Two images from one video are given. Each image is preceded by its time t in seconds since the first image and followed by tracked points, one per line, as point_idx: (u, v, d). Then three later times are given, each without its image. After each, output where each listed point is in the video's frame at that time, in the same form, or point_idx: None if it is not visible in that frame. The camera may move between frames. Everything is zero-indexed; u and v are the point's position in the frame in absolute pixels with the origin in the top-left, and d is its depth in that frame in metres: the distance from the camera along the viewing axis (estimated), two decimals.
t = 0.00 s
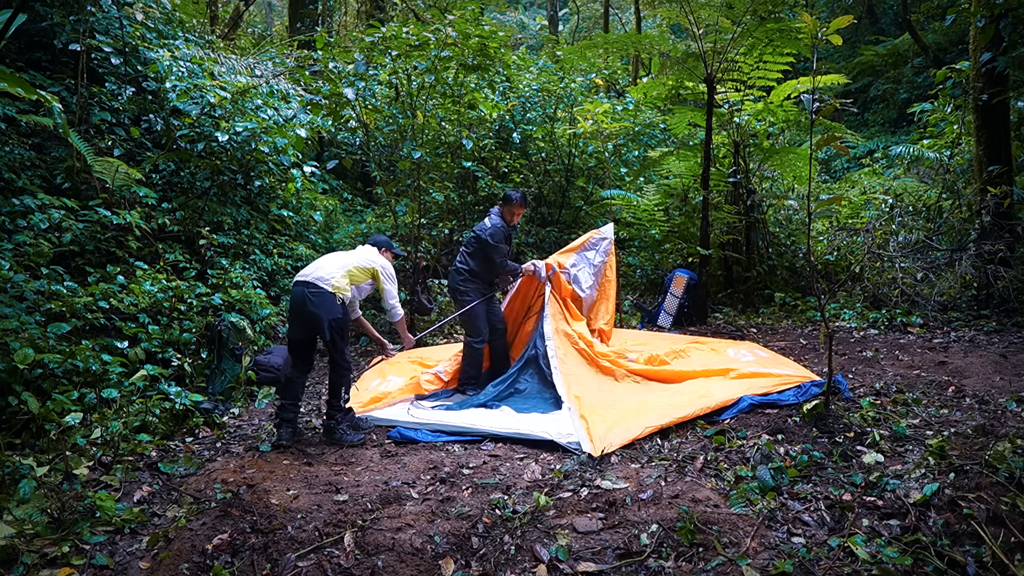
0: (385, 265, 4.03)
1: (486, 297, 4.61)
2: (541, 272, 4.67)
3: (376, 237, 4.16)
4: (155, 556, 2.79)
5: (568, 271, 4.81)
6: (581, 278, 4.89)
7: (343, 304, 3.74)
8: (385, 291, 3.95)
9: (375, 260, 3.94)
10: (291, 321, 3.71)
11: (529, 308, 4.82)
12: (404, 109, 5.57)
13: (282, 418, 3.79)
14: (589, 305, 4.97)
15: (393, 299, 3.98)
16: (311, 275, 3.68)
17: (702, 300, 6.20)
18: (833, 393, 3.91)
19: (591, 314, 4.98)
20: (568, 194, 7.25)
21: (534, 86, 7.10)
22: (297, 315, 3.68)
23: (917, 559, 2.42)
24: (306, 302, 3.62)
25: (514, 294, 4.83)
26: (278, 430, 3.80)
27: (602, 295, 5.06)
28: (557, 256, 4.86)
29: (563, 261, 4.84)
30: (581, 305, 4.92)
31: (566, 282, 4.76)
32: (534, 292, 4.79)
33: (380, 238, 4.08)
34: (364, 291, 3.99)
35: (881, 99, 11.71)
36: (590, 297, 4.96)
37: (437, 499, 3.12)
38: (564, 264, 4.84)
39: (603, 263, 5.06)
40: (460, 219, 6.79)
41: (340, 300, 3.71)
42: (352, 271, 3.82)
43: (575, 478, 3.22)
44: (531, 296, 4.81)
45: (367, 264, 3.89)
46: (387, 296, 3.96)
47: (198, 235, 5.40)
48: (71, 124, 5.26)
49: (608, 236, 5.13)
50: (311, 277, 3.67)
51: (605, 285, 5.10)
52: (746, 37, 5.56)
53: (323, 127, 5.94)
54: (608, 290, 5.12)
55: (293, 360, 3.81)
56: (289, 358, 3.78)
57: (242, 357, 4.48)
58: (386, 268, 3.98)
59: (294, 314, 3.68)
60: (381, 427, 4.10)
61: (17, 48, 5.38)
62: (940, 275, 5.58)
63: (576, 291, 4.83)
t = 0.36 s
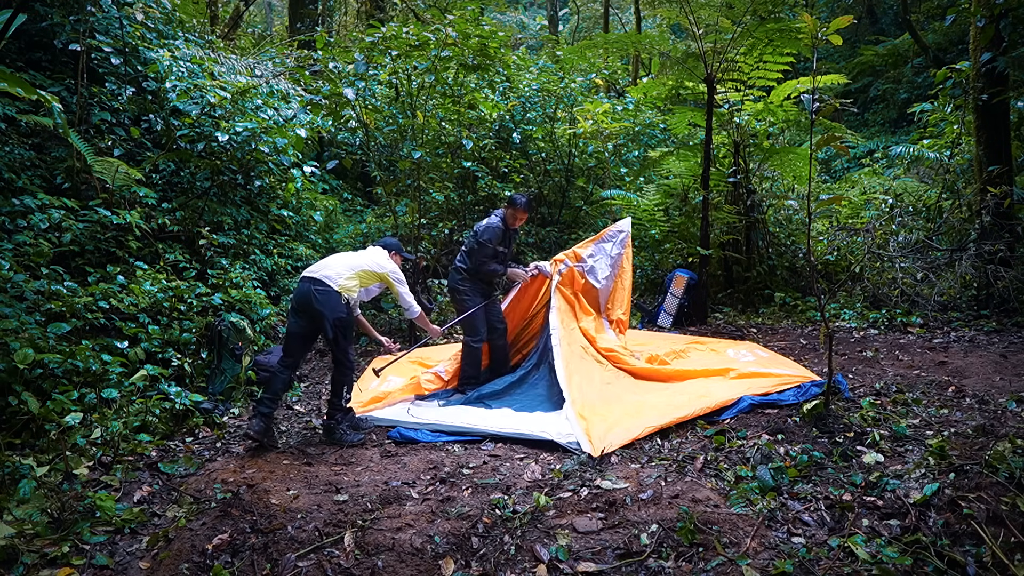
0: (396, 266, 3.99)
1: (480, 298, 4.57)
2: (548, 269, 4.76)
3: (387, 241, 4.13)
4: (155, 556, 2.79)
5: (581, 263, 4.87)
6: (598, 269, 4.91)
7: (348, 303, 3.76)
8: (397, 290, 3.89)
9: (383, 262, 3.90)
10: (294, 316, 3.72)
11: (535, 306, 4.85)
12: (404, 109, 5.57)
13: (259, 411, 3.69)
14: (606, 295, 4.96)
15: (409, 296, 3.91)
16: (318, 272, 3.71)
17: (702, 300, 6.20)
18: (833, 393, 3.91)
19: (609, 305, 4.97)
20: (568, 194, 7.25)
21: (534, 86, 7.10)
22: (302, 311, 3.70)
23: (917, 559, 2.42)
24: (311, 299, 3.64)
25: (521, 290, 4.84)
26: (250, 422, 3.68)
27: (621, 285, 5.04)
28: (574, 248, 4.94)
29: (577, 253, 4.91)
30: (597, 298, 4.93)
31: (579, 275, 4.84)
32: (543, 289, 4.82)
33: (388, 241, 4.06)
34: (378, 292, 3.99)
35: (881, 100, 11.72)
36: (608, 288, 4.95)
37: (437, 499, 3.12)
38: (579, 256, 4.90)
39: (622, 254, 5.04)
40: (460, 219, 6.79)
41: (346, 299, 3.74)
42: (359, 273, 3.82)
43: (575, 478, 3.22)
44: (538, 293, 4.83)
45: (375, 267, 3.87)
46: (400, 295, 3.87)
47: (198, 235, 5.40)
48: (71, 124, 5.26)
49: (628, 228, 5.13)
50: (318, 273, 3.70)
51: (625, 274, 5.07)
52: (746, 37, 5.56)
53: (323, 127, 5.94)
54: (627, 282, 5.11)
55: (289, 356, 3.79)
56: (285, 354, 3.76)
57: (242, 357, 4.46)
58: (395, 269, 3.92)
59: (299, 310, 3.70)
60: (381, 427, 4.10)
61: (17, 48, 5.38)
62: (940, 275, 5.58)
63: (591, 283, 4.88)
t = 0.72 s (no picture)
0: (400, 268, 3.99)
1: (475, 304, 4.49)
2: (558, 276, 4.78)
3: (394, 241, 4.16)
4: (155, 556, 2.79)
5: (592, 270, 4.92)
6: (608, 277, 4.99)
7: (353, 303, 3.77)
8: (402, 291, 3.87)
9: (388, 262, 3.88)
10: (300, 313, 3.74)
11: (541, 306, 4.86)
12: (404, 109, 5.57)
13: (259, 408, 3.68)
14: (615, 303, 5.06)
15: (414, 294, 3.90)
16: (326, 271, 3.73)
17: (702, 300, 6.20)
18: (833, 393, 3.91)
19: (618, 313, 5.07)
20: (568, 194, 7.25)
21: (534, 86, 7.10)
22: (308, 309, 3.72)
23: (917, 559, 2.42)
24: (318, 298, 3.66)
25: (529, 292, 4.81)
26: (251, 420, 3.67)
27: (627, 292, 5.19)
28: (583, 256, 4.97)
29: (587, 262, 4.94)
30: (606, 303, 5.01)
31: (588, 282, 4.88)
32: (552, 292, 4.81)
33: (390, 243, 4.06)
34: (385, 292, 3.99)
35: (881, 100, 11.72)
36: (616, 295, 5.06)
37: (437, 499, 3.12)
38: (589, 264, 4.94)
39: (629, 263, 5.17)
40: (460, 219, 6.80)
41: (353, 299, 3.76)
42: (366, 272, 3.81)
43: (575, 478, 3.22)
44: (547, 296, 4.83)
45: (382, 266, 3.84)
46: (406, 295, 3.86)
47: (198, 235, 5.41)
48: (71, 124, 5.26)
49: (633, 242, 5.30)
50: (327, 272, 3.72)
51: (633, 283, 5.27)
52: (746, 37, 5.56)
53: (323, 127, 5.93)
54: (632, 289, 5.26)
55: (291, 354, 3.77)
56: (288, 351, 3.74)
57: (242, 357, 4.46)
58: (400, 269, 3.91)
59: (305, 307, 3.72)
60: (381, 427, 4.10)
61: (17, 48, 5.38)
62: (940, 275, 5.58)
63: (600, 290, 4.93)
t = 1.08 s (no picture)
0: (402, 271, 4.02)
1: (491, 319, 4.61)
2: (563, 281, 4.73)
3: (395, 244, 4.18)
4: (155, 556, 2.79)
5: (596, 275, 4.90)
6: (613, 283, 4.93)
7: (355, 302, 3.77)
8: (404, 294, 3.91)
9: (391, 264, 3.91)
10: (302, 312, 3.73)
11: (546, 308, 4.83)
12: (404, 109, 5.57)
13: (264, 408, 3.66)
14: (621, 307, 5.00)
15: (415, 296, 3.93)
16: (329, 269, 3.73)
17: (702, 300, 6.19)
18: (833, 393, 3.91)
19: (624, 316, 5.03)
20: (568, 194, 7.24)
21: (534, 86, 7.09)
22: (311, 308, 3.72)
23: (917, 559, 2.42)
24: (321, 296, 3.66)
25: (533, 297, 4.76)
26: (257, 420, 3.66)
27: (632, 297, 5.15)
28: (587, 262, 4.94)
29: (592, 266, 4.92)
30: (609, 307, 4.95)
31: (591, 289, 4.85)
32: (554, 297, 4.78)
33: (393, 244, 4.06)
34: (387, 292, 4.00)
35: (881, 100, 11.71)
36: (622, 300, 4.99)
37: (437, 499, 3.12)
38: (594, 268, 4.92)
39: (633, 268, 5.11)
40: (460, 219, 6.80)
41: (355, 298, 3.76)
42: (369, 272, 3.83)
43: (575, 478, 3.21)
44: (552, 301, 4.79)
45: (385, 267, 3.87)
46: (407, 298, 3.89)
47: (198, 235, 5.41)
48: (71, 124, 5.26)
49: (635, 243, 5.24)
50: (330, 270, 3.72)
51: (637, 287, 5.23)
52: (746, 37, 5.56)
53: (323, 127, 5.93)
54: (636, 293, 5.22)
55: (294, 353, 3.73)
56: (292, 349, 3.71)
57: (242, 357, 4.45)
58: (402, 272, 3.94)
59: (307, 306, 3.72)
60: (381, 427, 4.10)
61: (17, 48, 5.38)
62: (940, 275, 5.58)
63: (603, 295, 4.90)
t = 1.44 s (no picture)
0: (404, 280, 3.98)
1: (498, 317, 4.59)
2: (563, 275, 4.70)
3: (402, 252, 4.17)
4: (155, 556, 2.79)
5: (601, 266, 4.84)
6: (617, 273, 4.90)
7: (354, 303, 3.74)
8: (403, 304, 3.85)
9: (394, 271, 3.88)
10: (301, 313, 3.75)
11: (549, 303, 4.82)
12: (404, 109, 5.58)
13: (263, 410, 3.67)
14: (632, 292, 4.97)
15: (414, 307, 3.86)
16: (329, 272, 3.74)
17: (702, 300, 6.19)
18: (833, 393, 3.90)
19: (636, 302, 5.01)
20: (568, 194, 7.24)
21: (534, 86, 7.09)
22: (310, 310, 3.73)
23: (917, 559, 2.42)
24: (319, 298, 3.67)
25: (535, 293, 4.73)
26: (256, 422, 3.68)
27: (643, 281, 5.10)
28: (592, 251, 4.88)
29: (596, 258, 4.86)
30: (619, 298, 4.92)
31: (598, 278, 4.81)
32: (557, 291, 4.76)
33: (399, 251, 4.05)
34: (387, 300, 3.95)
35: (881, 100, 11.72)
36: (632, 286, 4.97)
37: (437, 499, 3.12)
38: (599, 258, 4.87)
39: (642, 251, 5.07)
40: (460, 219, 6.80)
41: (353, 302, 3.73)
42: (371, 277, 3.80)
43: (575, 478, 3.21)
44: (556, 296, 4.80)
45: (387, 274, 3.84)
46: (406, 308, 3.84)
47: (198, 235, 5.41)
48: (71, 124, 5.26)
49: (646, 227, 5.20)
50: (329, 273, 3.72)
51: (647, 273, 5.16)
52: (746, 37, 5.56)
53: (323, 127, 5.93)
54: (647, 278, 5.17)
55: (293, 355, 3.74)
56: (292, 351, 3.72)
57: (242, 357, 4.46)
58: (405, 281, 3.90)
59: (306, 308, 3.73)
60: (381, 427, 4.10)
61: (17, 48, 5.38)
62: (940, 275, 5.57)
63: (612, 283, 4.86)
